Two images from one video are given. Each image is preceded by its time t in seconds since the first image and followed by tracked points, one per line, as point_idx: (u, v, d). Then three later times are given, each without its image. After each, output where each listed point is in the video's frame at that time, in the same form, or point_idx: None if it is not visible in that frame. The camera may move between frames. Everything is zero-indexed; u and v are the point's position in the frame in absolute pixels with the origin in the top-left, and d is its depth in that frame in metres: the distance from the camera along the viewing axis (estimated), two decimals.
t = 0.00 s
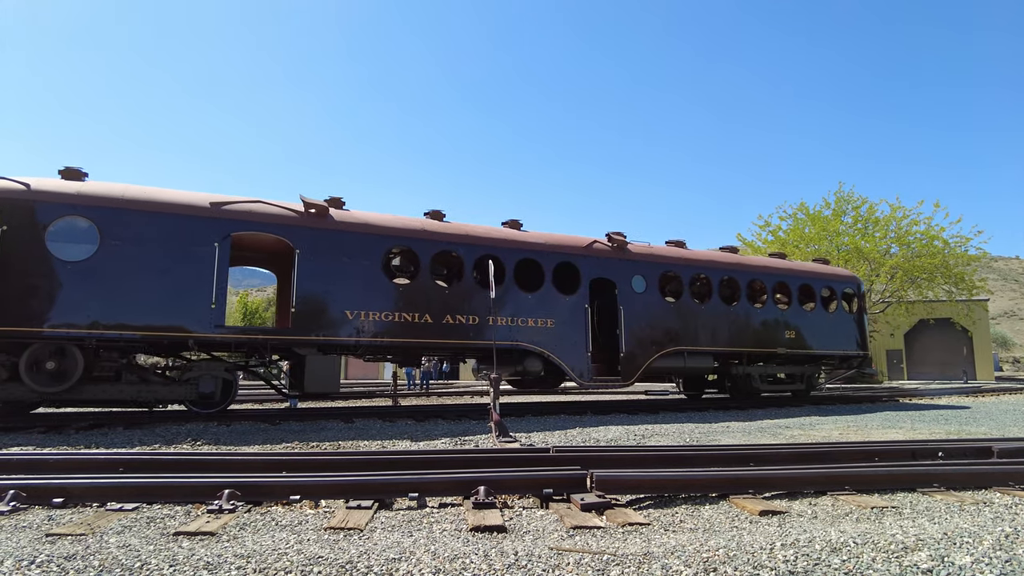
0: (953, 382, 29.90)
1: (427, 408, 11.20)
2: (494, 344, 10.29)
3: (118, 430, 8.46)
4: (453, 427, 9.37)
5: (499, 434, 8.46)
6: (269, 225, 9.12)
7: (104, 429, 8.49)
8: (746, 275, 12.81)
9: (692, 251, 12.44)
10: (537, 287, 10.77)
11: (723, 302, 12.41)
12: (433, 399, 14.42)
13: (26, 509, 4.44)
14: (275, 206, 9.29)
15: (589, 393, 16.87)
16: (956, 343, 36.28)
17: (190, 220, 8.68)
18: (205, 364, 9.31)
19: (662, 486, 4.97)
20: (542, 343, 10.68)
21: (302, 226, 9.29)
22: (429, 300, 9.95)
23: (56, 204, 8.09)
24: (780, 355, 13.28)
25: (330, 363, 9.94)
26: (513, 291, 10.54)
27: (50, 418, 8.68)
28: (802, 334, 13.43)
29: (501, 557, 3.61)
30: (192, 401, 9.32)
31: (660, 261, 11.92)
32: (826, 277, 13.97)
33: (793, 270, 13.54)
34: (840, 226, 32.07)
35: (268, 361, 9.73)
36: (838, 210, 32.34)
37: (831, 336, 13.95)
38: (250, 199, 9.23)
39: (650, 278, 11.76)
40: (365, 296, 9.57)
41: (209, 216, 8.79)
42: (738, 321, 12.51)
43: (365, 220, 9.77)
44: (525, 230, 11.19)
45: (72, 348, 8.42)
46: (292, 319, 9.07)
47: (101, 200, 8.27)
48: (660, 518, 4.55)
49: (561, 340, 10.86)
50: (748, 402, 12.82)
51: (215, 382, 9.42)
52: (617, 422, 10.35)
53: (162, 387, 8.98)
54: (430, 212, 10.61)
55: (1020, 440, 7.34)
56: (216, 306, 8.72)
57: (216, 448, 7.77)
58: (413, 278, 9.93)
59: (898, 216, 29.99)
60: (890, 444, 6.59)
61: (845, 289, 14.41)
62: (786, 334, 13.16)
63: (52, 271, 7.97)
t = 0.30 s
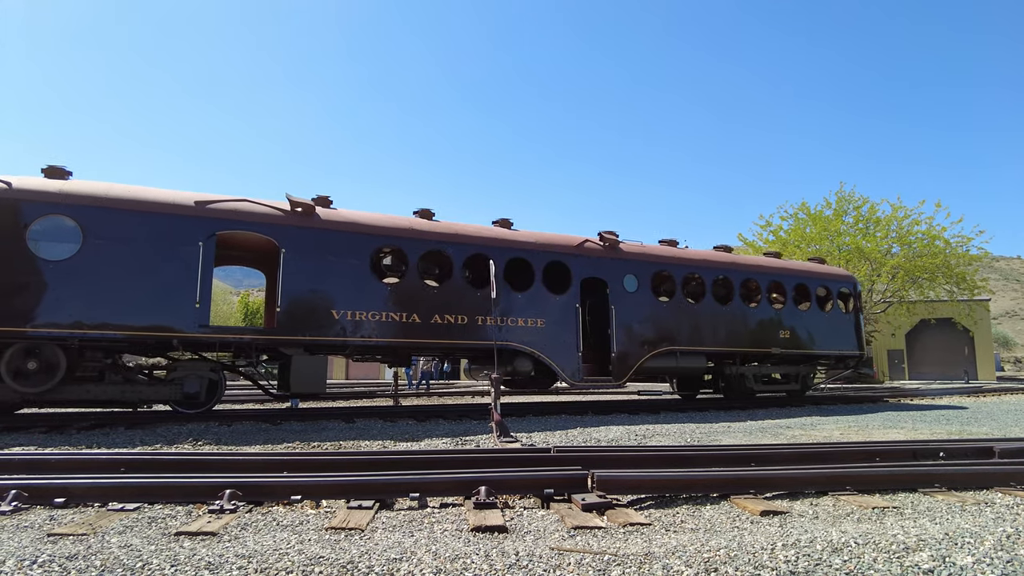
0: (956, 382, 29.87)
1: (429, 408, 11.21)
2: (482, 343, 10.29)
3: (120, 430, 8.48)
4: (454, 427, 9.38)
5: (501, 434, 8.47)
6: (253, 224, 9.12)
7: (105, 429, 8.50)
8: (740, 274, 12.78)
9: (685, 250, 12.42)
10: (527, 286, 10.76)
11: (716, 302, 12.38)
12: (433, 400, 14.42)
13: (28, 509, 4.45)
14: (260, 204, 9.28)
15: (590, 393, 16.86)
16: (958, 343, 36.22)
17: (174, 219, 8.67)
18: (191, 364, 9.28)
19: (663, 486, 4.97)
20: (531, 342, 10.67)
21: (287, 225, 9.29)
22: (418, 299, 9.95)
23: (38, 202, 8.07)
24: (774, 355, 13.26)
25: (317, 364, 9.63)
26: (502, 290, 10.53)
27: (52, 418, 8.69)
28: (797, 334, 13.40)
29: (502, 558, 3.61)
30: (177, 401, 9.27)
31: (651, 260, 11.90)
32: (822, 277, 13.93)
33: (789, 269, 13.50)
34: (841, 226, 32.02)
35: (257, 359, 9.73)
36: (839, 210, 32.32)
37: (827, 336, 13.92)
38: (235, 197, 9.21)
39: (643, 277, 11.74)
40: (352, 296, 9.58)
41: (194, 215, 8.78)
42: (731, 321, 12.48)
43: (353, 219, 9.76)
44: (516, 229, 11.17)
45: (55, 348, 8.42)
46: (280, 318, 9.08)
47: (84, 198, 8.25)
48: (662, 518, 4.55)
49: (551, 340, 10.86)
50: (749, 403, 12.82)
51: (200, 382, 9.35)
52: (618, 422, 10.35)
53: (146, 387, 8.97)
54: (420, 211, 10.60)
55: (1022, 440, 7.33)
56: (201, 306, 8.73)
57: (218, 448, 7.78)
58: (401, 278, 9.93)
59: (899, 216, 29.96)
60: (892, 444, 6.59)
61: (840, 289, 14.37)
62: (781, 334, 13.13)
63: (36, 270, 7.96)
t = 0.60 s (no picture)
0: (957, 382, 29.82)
1: (430, 407, 11.24)
2: (471, 343, 10.30)
3: (121, 430, 8.49)
4: (455, 427, 9.39)
5: (502, 434, 8.48)
6: (239, 222, 9.10)
7: (107, 429, 8.52)
8: (733, 273, 12.76)
9: (677, 249, 12.40)
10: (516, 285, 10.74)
11: (709, 301, 12.36)
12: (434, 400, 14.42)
13: (30, 509, 4.45)
14: (246, 203, 9.26)
15: (591, 393, 16.86)
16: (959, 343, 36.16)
17: (159, 218, 8.67)
18: (176, 364, 9.28)
19: (664, 486, 4.97)
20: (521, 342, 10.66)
21: (273, 224, 9.26)
22: (407, 299, 9.96)
23: (22, 201, 8.07)
24: (769, 356, 13.22)
25: (302, 364, 9.56)
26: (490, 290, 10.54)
27: (56, 418, 8.71)
28: (791, 334, 13.37)
29: (504, 558, 3.62)
30: (161, 402, 9.25)
31: (642, 259, 11.88)
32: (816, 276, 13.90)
33: (783, 269, 13.47)
34: (842, 226, 32.00)
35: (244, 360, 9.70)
36: (840, 210, 32.32)
37: (822, 336, 13.90)
38: (221, 196, 9.20)
39: (634, 277, 11.73)
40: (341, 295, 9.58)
41: (179, 214, 8.78)
42: (723, 321, 12.46)
43: (341, 218, 9.76)
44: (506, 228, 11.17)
45: (37, 348, 8.36)
46: (267, 319, 9.08)
47: (68, 197, 8.25)
48: (663, 519, 4.56)
49: (541, 339, 10.86)
50: (749, 403, 12.83)
51: (185, 382, 9.35)
52: (619, 422, 10.36)
53: (132, 387, 8.96)
54: (409, 210, 10.60)
55: (1023, 440, 7.34)
56: (186, 306, 8.72)
57: (219, 448, 7.79)
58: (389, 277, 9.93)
59: (900, 216, 29.96)
60: (892, 444, 6.59)
61: (835, 288, 14.34)
62: (775, 334, 13.10)
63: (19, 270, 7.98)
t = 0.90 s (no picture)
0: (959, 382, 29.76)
1: (432, 407, 11.26)
2: (460, 343, 10.29)
3: (123, 430, 8.50)
4: (457, 427, 9.40)
5: (503, 434, 8.48)
6: (225, 221, 9.09)
7: (108, 429, 8.53)
8: (726, 273, 12.74)
9: (669, 249, 12.38)
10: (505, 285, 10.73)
11: (702, 301, 12.34)
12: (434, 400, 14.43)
13: (32, 509, 4.46)
14: (232, 202, 9.25)
15: (593, 393, 16.84)
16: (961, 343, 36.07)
17: (143, 216, 8.65)
18: (161, 364, 9.22)
19: (665, 486, 4.98)
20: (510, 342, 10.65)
21: (259, 223, 9.26)
22: (396, 299, 9.97)
23: (5, 200, 8.09)
24: (763, 355, 13.17)
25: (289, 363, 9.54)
26: (479, 289, 10.52)
27: (56, 418, 8.74)
28: (786, 334, 13.33)
29: (505, 558, 3.62)
30: (146, 402, 9.17)
31: (633, 258, 11.85)
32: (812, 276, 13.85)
33: (778, 268, 13.43)
34: (843, 226, 31.99)
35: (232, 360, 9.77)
36: (841, 210, 32.32)
37: (818, 336, 13.86)
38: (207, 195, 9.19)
39: (626, 276, 11.73)
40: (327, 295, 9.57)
41: (164, 213, 8.76)
42: (716, 320, 12.43)
43: (330, 217, 9.76)
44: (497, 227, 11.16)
45: (20, 347, 8.42)
46: (253, 318, 9.07)
47: (51, 196, 8.26)
48: (664, 519, 4.56)
49: (531, 339, 10.85)
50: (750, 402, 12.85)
51: (170, 382, 9.28)
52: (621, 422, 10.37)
53: (115, 387, 8.90)
54: (398, 209, 10.60)
55: None
56: (170, 305, 8.67)
57: (221, 448, 7.80)
58: (377, 277, 9.92)
59: (901, 216, 29.96)
60: (894, 444, 6.58)
61: (831, 288, 14.29)
62: (769, 334, 13.06)
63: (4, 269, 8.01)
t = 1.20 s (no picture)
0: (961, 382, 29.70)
1: (432, 408, 11.27)
2: (450, 342, 10.27)
3: (125, 430, 8.50)
4: (458, 427, 9.40)
5: (504, 434, 8.48)
6: (210, 219, 9.07)
7: (110, 429, 8.53)
8: (719, 272, 12.72)
9: (661, 248, 12.35)
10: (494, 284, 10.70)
11: (695, 300, 12.32)
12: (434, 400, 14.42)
13: (34, 508, 4.47)
14: (217, 200, 9.23)
15: (594, 393, 16.84)
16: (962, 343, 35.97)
17: (128, 215, 8.63)
18: (146, 363, 9.22)
19: (667, 486, 4.97)
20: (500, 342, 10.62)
21: (245, 221, 9.23)
22: (385, 298, 9.96)
23: None
24: (758, 355, 13.14)
25: (276, 362, 9.71)
26: (468, 288, 10.49)
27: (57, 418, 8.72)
28: (780, 334, 13.28)
29: (506, 558, 3.62)
30: (131, 402, 9.17)
31: (625, 257, 11.83)
32: (807, 275, 13.81)
33: (772, 267, 13.39)
34: (844, 226, 31.99)
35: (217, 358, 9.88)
36: (841, 210, 32.32)
37: (814, 335, 13.83)
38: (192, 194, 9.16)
39: (618, 275, 11.71)
40: (315, 294, 9.54)
41: (149, 212, 8.75)
42: (708, 320, 12.40)
43: (318, 216, 9.74)
44: (488, 226, 11.15)
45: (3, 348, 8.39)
46: (240, 317, 9.05)
47: (34, 194, 8.24)
48: (666, 518, 4.55)
49: (521, 339, 10.83)
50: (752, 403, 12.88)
51: (155, 382, 9.29)
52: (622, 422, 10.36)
53: (99, 386, 8.90)
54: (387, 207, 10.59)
55: None
56: (154, 305, 8.66)
57: (222, 448, 7.80)
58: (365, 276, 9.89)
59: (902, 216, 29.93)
60: (895, 444, 6.57)
61: (827, 287, 14.25)
62: (764, 334, 13.02)
63: None
